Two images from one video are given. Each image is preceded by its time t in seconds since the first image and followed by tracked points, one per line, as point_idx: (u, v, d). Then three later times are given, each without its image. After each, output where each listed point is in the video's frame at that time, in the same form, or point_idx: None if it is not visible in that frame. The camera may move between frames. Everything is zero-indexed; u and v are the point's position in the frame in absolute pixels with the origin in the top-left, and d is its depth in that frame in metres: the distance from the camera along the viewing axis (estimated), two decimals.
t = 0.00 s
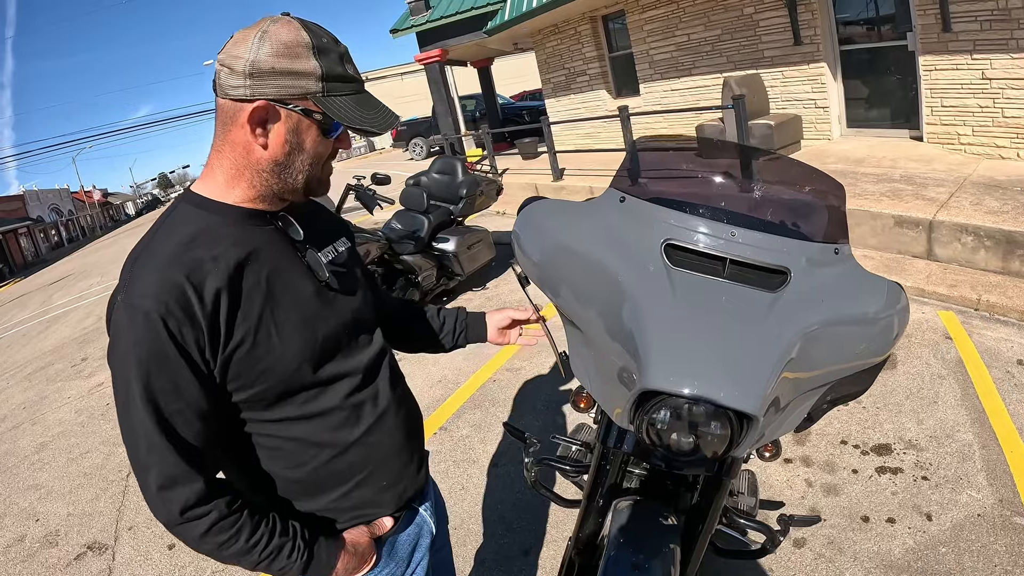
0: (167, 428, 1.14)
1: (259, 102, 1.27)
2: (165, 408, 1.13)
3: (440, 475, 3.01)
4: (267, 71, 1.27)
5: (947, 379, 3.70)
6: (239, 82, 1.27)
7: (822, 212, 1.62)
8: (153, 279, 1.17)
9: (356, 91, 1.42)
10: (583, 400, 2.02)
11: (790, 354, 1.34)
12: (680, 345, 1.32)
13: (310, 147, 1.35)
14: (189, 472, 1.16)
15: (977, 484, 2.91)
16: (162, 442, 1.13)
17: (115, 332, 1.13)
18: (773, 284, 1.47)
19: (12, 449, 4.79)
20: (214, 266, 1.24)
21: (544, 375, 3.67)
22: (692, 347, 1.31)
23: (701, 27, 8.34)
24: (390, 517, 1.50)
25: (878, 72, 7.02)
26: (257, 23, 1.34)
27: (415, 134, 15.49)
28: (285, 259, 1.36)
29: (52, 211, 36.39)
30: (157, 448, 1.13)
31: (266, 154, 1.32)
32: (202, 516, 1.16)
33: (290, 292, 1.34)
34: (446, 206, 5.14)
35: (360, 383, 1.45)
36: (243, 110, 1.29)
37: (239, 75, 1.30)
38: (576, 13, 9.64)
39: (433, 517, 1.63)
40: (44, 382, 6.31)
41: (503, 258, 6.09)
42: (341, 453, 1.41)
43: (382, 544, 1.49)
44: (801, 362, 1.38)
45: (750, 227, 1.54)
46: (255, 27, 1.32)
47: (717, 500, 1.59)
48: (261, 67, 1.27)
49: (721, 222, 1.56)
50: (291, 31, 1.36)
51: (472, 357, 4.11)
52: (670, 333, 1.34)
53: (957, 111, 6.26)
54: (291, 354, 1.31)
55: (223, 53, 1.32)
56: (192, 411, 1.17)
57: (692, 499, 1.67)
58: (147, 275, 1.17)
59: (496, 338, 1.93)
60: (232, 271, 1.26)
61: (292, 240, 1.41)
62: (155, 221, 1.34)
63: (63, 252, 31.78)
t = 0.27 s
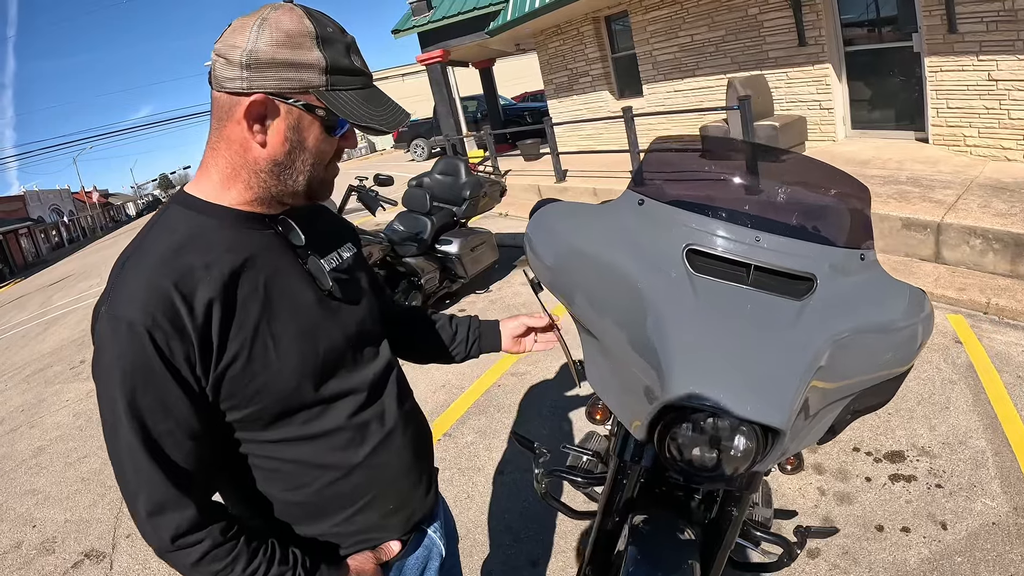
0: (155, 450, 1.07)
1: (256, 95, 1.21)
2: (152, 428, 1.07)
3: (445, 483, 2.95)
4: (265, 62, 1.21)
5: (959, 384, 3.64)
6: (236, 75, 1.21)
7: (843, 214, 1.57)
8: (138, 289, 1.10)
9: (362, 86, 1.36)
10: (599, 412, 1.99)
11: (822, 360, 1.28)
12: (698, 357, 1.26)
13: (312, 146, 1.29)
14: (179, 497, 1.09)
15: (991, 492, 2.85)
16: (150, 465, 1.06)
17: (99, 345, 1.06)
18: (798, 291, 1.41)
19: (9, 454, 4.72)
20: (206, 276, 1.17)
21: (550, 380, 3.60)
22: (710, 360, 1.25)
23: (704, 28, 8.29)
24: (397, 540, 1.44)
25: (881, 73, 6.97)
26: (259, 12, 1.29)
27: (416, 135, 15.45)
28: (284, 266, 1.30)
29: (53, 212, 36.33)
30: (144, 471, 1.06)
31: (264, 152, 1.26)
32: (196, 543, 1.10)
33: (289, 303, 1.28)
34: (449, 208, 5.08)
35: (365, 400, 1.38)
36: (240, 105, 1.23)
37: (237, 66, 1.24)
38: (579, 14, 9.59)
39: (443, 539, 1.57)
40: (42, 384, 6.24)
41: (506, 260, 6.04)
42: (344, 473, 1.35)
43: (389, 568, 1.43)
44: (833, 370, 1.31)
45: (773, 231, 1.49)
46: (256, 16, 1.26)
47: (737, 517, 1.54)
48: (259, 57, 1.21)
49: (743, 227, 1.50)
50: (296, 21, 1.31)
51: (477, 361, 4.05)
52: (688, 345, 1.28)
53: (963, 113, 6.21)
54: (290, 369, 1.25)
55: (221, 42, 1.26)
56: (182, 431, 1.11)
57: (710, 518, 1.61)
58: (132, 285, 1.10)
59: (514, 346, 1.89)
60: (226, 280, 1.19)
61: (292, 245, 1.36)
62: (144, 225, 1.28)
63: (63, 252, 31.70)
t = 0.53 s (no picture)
0: (163, 503, 1.00)
1: (268, 105, 1.14)
2: (158, 480, 0.99)
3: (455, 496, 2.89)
4: (277, 69, 1.14)
5: (973, 395, 3.58)
6: (245, 83, 1.14)
7: (876, 231, 1.48)
8: (138, 327, 1.03)
9: (383, 94, 1.29)
10: (625, 434, 1.95)
11: (862, 378, 1.26)
12: (731, 389, 1.22)
13: (329, 160, 1.22)
14: (190, 550, 1.01)
15: (1009, 506, 2.78)
16: (156, 520, 0.98)
17: (98, 391, 0.99)
18: (836, 312, 1.34)
19: (9, 460, 4.67)
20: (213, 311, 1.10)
21: (560, 390, 3.55)
22: (744, 391, 1.21)
23: (710, 30, 8.24)
24: None
25: (887, 75, 6.91)
26: (270, 10, 1.21)
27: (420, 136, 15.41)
28: (298, 294, 1.24)
29: (54, 211, 36.31)
30: (150, 525, 0.98)
31: (276, 169, 1.19)
32: None
33: (305, 335, 1.22)
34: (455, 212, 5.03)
35: (387, 435, 1.33)
36: (250, 116, 1.16)
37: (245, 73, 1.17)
38: (583, 15, 9.54)
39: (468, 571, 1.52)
40: (43, 388, 6.20)
41: (512, 265, 5.99)
42: (366, 513, 1.29)
43: None
44: (875, 390, 1.30)
45: (811, 250, 1.40)
46: (267, 15, 1.19)
47: (765, 542, 1.48)
48: (271, 63, 1.14)
49: (780, 244, 1.41)
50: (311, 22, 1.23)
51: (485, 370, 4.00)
52: (721, 378, 1.24)
53: (972, 117, 6.16)
54: (308, 406, 1.19)
55: (227, 44, 1.19)
56: (190, 478, 1.02)
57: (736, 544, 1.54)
58: (132, 323, 1.03)
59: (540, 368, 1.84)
60: (234, 314, 1.13)
61: (307, 271, 1.29)
62: (144, 249, 1.21)
63: (65, 251, 31.69)
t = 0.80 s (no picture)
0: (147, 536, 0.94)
1: (279, 107, 1.07)
2: (142, 513, 0.94)
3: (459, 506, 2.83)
4: (291, 65, 1.07)
5: (984, 402, 3.40)
6: (254, 80, 1.07)
7: (901, 235, 1.42)
8: (120, 347, 0.96)
9: (402, 89, 1.23)
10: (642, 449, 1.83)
11: (892, 390, 1.21)
12: (755, 410, 1.15)
13: (344, 165, 1.16)
14: None
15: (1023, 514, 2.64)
16: (140, 556, 0.93)
17: (77, 417, 0.93)
18: (864, 322, 1.29)
19: (6, 464, 4.62)
20: (204, 331, 1.02)
21: (564, 396, 3.49)
22: (767, 409, 1.15)
23: (713, 32, 8.20)
24: None
25: (890, 78, 6.88)
26: None
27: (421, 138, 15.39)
28: (299, 310, 1.16)
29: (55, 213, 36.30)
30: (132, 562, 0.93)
31: (286, 174, 1.12)
32: None
33: (307, 356, 1.14)
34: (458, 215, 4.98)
35: (394, 462, 1.25)
36: (259, 116, 1.09)
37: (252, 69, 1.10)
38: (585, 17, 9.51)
39: None
40: (41, 391, 6.15)
41: (515, 268, 5.94)
42: (367, 544, 1.22)
43: None
44: (907, 400, 1.25)
45: (838, 257, 1.35)
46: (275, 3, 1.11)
47: (787, 559, 1.45)
48: (284, 59, 1.07)
49: (806, 251, 1.35)
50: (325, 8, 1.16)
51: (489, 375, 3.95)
52: (745, 398, 1.17)
53: (977, 119, 6.10)
54: (308, 434, 1.12)
55: (232, 33, 1.11)
56: (177, 510, 0.97)
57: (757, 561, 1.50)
58: (116, 344, 0.96)
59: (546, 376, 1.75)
60: (227, 335, 1.05)
61: (311, 283, 1.21)
62: (132, 255, 1.13)
63: (66, 253, 31.66)
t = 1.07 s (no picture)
0: (142, 552, 0.93)
1: (288, 113, 1.05)
2: (140, 531, 0.93)
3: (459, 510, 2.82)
4: (300, 71, 1.04)
5: (986, 404, 3.41)
6: (261, 85, 1.03)
7: (907, 239, 1.40)
8: (119, 361, 0.94)
9: (414, 95, 1.20)
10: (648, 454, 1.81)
11: (900, 397, 1.20)
12: (762, 422, 1.14)
13: (353, 173, 1.14)
14: None
15: None
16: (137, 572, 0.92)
17: (74, 433, 0.92)
18: (871, 328, 1.27)
19: (4, 466, 4.60)
20: (204, 345, 1.01)
21: (565, 399, 3.48)
22: (775, 422, 1.13)
23: (714, 33, 8.19)
24: None
25: (891, 80, 6.88)
26: None
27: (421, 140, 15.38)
28: (301, 321, 1.14)
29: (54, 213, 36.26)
30: None
31: (292, 182, 1.10)
32: None
33: (310, 369, 1.13)
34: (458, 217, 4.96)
35: (396, 474, 1.24)
36: (266, 122, 1.06)
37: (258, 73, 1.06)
38: (586, 18, 9.50)
39: None
40: (40, 392, 6.13)
41: (515, 270, 5.93)
42: (369, 557, 1.21)
43: None
44: (915, 407, 1.24)
45: (847, 263, 1.33)
46: (282, 2, 1.07)
47: (792, 566, 1.44)
48: (293, 65, 1.03)
49: (813, 256, 1.34)
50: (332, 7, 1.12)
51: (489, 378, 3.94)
52: (751, 410, 1.16)
53: (978, 121, 6.10)
54: (309, 448, 1.11)
55: (237, 33, 1.06)
56: (175, 525, 0.96)
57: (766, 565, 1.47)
58: (114, 358, 0.94)
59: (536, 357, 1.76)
60: (228, 349, 1.03)
61: (314, 292, 1.19)
62: (130, 262, 1.11)
63: (65, 254, 31.65)
